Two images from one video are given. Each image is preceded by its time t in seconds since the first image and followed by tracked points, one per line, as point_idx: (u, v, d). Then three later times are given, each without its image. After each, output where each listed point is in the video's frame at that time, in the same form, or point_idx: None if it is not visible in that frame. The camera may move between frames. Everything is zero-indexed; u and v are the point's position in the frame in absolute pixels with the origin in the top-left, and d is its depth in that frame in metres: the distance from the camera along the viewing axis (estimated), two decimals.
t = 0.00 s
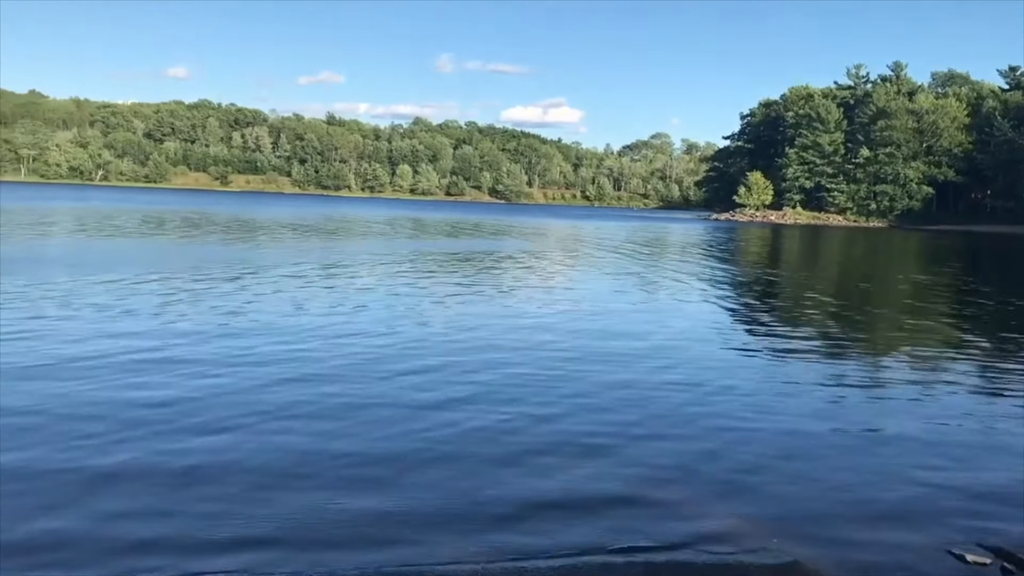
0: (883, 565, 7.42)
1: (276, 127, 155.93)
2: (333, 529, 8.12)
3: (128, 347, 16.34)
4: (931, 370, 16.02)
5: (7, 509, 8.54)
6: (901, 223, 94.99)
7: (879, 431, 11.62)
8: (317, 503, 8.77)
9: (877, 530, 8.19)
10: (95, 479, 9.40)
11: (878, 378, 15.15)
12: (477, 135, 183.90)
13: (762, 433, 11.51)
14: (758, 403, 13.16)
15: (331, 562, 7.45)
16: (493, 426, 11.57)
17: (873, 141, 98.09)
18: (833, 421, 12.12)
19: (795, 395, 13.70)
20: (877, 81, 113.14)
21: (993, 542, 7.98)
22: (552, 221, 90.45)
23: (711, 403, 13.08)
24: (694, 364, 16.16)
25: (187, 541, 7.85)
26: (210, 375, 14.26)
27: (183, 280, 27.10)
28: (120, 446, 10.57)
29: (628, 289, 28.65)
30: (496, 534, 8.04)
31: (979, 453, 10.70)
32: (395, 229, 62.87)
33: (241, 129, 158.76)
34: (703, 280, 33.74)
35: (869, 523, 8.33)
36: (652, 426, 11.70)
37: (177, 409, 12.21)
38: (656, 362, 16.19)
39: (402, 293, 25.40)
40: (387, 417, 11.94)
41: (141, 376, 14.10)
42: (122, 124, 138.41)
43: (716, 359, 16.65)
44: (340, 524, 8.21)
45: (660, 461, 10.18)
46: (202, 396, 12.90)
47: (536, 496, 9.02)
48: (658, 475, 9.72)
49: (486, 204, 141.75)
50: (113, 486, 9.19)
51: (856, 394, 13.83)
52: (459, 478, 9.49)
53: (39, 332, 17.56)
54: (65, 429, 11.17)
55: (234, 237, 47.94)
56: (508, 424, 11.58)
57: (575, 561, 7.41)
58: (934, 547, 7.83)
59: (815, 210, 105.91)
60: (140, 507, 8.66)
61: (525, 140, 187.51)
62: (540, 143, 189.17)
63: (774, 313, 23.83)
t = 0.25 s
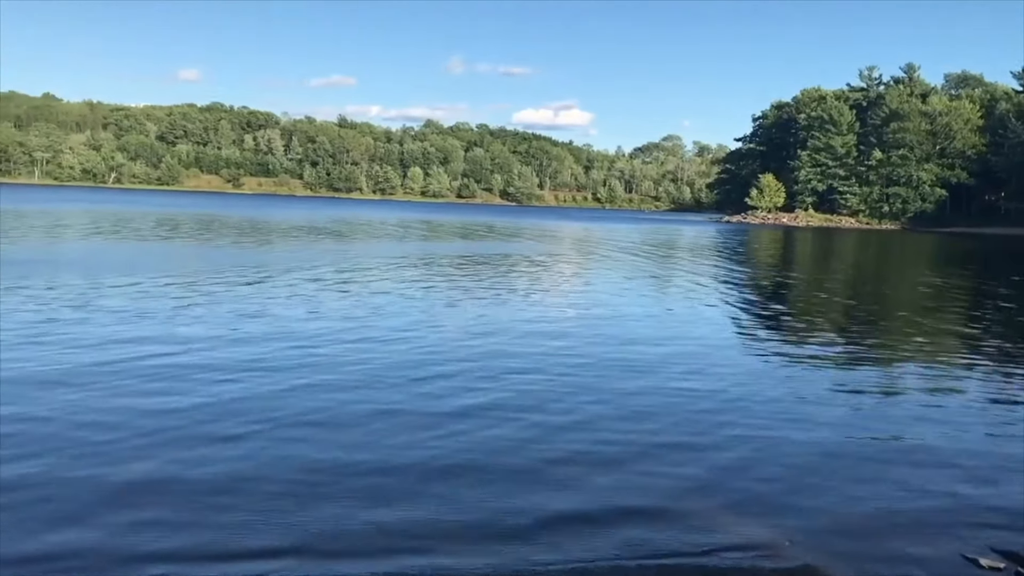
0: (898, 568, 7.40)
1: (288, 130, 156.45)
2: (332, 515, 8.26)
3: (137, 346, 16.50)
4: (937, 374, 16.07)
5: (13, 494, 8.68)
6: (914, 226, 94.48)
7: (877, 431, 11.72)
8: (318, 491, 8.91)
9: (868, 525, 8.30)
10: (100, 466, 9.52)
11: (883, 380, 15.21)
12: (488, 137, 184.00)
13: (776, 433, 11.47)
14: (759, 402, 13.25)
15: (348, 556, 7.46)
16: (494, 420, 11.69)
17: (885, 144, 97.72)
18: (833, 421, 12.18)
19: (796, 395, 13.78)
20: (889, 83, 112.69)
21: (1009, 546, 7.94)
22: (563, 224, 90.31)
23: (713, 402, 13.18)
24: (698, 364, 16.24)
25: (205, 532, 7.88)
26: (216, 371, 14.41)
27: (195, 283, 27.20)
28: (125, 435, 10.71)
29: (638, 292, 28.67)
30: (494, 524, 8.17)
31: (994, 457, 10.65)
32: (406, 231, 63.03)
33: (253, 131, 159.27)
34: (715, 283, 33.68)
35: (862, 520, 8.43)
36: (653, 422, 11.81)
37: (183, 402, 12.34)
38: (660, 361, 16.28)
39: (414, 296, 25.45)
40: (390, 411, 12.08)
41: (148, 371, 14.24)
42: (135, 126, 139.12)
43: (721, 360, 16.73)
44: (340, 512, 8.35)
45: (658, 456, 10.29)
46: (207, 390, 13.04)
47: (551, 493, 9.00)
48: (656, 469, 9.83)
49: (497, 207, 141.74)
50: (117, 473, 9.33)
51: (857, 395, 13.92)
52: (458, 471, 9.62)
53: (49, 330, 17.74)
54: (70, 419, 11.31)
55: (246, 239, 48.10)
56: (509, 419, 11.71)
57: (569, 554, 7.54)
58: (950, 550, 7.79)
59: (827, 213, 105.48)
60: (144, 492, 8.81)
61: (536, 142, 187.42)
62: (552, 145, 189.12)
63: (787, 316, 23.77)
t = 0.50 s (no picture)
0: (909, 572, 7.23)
1: (300, 131, 156.87)
2: (335, 510, 8.08)
3: (142, 337, 16.38)
4: (952, 375, 15.84)
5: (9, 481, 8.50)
6: (928, 229, 93.98)
7: (891, 430, 11.50)
8: (321, 485, 8.75)
9: (885, 527, 8.09)
10: (99, 455, 9.35)
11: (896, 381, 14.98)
12: (500, 138, 184.16)
13: (786, 430, 11.34)
14: (770, 399, 13.03)
15: (348, 546, 7.36)
16: (502, 415, 11.51)
17: (899, 146, 97.22)
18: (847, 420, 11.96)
19: (808, 394, 13.56)
20: (903, 84, 112.19)
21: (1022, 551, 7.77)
22: (575, 225, 90.14)
23: (723, 399, 12.97)
24: (709, 362, 16.03)
25: (204, 520, 7.78)
26: (221, 361, 14.24)
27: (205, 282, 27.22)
28: (127, 423, 10.55)
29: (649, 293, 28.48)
30: (499, 521, 7.99)
31: (1006, 459, 10.46)
32: (418, 233, 63.13)
33: (266, 132, 159.85)
34: (727, 284, 33.50)
35: (879, 522, 8.22)
36: (662, 419, 11.60)
37: (186, 390, 12.17)
38: (670, 357, 16.19)
39: (424, 296, 25.42)
40: (395, 404, 11.91)
41: (150, 361, 14.08)
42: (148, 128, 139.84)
43: (731, 357, 16.64)
44: (343, 506, 8.18)
45: (669, 453, 10.09)
46: (211, 380, 12.88)
47: (557, 487, 8.89)
48: (666, 467, 9.63)
49: (508, 208, 141.68)
50: (116, 461, 9.16)
51: (871, 395, 13.70)
52: (464, 466, 9.44)
53: (59, 322, 17.78)
54: (72, 407, 11.15)
55: (257, 240, 48.23)
56: (517, 412, 11.66)
57: (577, 555, 7.36)
58: (962, 554, 7.62)
59: (840, 215, 105.02)
60: (143, 481, 8.63)
61: (548, 144, 187.38)
62: (564, 147, 189.04)
63: (798, 317, 23.61)
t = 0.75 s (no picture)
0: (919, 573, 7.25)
1: (310, 131, 157.16)
2: (349, 513, 8.08)
3: (151, 337, 16.44)
4: (962, 378, 15.76)
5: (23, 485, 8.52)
6: (939, 229, 93.61)
7: (905, 434, 11.44)
8: (335, 488, 8.76)
9: (901, 532, 8.06)
10: (113, 458, 9.37)
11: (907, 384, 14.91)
12: (509, 138, 184.17)
13: (796, 432, 11.34)
14: (782, 404, 12.99)
15: (361, 546, 7.41)
16: (513, 419, 11.50)
17: (910, 146, 96.81)
18: (859, 425, 11.91)
19: (820, 397, 13.51)
20: (915, 84, 111.71)
21: None
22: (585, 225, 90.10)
23: (734, 403, 12.95)
24: (719, 365, 15.99)
25: (218, 521, 7.84)
26: (231, 363, 14.27)
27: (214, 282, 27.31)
28: (139, 426, 10.58)
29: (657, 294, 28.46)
30: (513, 525, 7.99)
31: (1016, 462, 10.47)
32: (427, 232, 63.20)
33: (276, 132, 160.22)
34: (737, 285, 33.47)
35: (895, 527, 8.18)
36: (674, 423, 11.57)
37: (197, 393, 12.19)
38: (679, 360, 16.20)
39: (433, 296, 25.49)
40: (406, 406, 11.91)
41: (161, 362, 14.12)
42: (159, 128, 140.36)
43: (741, 360, 16.64)
44: (356, 509, 8.19)
45: (682, 457, 10.06)
46: (222, 382, 12.89)
47: (568, 489, 8.92)
48: (679, 472, 9.59)
49: (518, 208, 141.63)
50: (130, 462, 9.23)
51: (881, 398, 13.67)
52: (477, 469, 9.44)
53: (73, 322, 17.87)
54: (86, 408, 11.24)
55: (266, 240, 48.37)
56: (527, 414, 11.70)
57: (591, 559, 7.34)
58: (973, 556, 7.64)
59: (850, 215, 104.63)
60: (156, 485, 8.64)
61: (557, 144, 187.22)
62: (573, 147, 188.90)
63: (807, 319, 23.57)
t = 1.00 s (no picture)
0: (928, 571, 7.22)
1: (320, 130, 157.38)
2: (357, 512, 8.12)
3: (161, 338, 16.51)
4: (974, 379, 15.64)
5: (30, 491, 8.51)
6: (951, 228, 93.15)
7: (919, 435, 11.31)
8: (343, 491, 8.70)
9: (908, 530, 8.05)
10: (119, 464, 9.33)
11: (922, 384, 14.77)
12: (519, 137, 184.15)
13: (805, 431, 11.33)
14: (794, 404, 12.86)
15: (369, 546, 7.44)
16: (521, 419, 11.41)
17: (922, 144, 96.29)
18: (870, 424, 11.80)
19: (832, 397, 13.38)
20: (927, 82, 111.18)
21: None
22: (595, 224, 90.01)
23: (744, 404, 12.81)
24: (730, 365, 15.87)
25: (228, 523, 7.86)
26: (238, 365, 14.19)
27: (224, 281, 27.37)
28: (145, 432, 10.52)
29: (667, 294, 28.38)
30: (521, 526, 7.91)
31: None
32: (437, 232, 63.26)
33: (286, 131, 160.56)
34: (747, 285, 33.38)
35: (909, 529, 8.07)
36: (683, 423, 11.49)
37: (204, 396, 12.15)
38: (689, 360, 16.18)
39: (442, 295, 25.52)
40: (415, 407, 11.93)
41: (168, 365, 14.10)
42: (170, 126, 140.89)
43: (750, 359, 16.59)
44: (366, 512, 8.15)
45: (692, 458, 9.98)
46: (227, 385, 12.85)
47: (576, 487, 8.93)
48: (689, 472, 9.50)
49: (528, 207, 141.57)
50: (140, 465, 9.29)
51: (891, 397, 13.63)
52: (484, 471, 9.37)
53: (84, 323, 17.94)
54: (97, 410, 11.29)
55: (277, 238, 48.46)
56: (536, 414, 11.69)
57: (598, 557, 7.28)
58: (982, 554, 7.61)
59: (862, 214, 104.23)
60: (162, 491, 8.59)
61: (567, 143, 186.97)
62: (583, 145, 188.76)
63: (817, 319, 23.48)
